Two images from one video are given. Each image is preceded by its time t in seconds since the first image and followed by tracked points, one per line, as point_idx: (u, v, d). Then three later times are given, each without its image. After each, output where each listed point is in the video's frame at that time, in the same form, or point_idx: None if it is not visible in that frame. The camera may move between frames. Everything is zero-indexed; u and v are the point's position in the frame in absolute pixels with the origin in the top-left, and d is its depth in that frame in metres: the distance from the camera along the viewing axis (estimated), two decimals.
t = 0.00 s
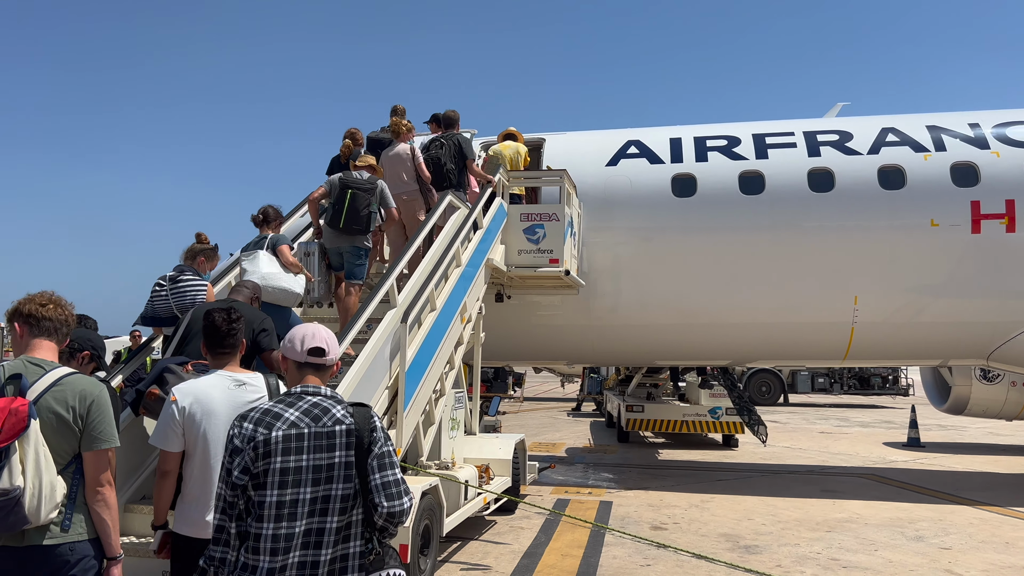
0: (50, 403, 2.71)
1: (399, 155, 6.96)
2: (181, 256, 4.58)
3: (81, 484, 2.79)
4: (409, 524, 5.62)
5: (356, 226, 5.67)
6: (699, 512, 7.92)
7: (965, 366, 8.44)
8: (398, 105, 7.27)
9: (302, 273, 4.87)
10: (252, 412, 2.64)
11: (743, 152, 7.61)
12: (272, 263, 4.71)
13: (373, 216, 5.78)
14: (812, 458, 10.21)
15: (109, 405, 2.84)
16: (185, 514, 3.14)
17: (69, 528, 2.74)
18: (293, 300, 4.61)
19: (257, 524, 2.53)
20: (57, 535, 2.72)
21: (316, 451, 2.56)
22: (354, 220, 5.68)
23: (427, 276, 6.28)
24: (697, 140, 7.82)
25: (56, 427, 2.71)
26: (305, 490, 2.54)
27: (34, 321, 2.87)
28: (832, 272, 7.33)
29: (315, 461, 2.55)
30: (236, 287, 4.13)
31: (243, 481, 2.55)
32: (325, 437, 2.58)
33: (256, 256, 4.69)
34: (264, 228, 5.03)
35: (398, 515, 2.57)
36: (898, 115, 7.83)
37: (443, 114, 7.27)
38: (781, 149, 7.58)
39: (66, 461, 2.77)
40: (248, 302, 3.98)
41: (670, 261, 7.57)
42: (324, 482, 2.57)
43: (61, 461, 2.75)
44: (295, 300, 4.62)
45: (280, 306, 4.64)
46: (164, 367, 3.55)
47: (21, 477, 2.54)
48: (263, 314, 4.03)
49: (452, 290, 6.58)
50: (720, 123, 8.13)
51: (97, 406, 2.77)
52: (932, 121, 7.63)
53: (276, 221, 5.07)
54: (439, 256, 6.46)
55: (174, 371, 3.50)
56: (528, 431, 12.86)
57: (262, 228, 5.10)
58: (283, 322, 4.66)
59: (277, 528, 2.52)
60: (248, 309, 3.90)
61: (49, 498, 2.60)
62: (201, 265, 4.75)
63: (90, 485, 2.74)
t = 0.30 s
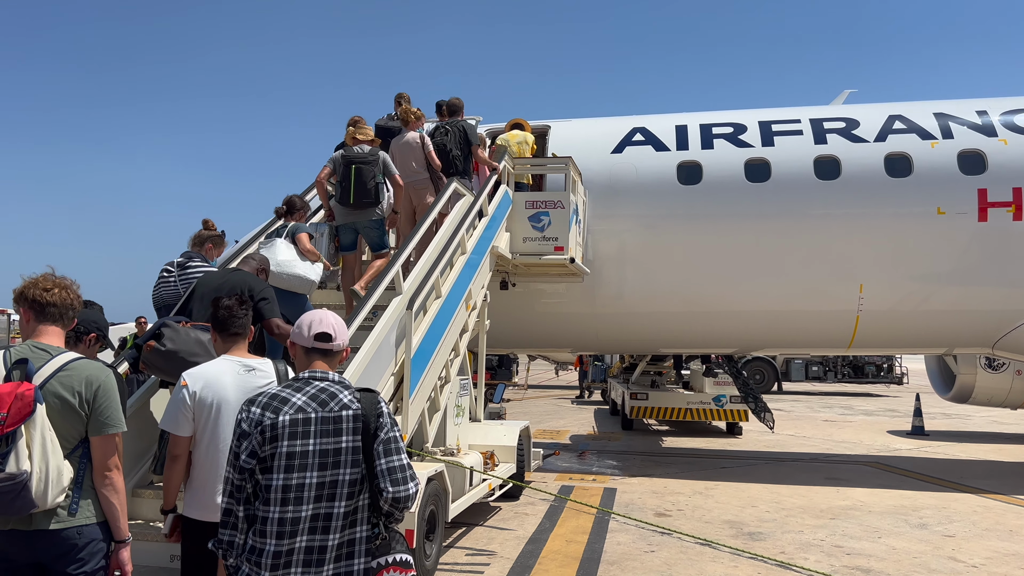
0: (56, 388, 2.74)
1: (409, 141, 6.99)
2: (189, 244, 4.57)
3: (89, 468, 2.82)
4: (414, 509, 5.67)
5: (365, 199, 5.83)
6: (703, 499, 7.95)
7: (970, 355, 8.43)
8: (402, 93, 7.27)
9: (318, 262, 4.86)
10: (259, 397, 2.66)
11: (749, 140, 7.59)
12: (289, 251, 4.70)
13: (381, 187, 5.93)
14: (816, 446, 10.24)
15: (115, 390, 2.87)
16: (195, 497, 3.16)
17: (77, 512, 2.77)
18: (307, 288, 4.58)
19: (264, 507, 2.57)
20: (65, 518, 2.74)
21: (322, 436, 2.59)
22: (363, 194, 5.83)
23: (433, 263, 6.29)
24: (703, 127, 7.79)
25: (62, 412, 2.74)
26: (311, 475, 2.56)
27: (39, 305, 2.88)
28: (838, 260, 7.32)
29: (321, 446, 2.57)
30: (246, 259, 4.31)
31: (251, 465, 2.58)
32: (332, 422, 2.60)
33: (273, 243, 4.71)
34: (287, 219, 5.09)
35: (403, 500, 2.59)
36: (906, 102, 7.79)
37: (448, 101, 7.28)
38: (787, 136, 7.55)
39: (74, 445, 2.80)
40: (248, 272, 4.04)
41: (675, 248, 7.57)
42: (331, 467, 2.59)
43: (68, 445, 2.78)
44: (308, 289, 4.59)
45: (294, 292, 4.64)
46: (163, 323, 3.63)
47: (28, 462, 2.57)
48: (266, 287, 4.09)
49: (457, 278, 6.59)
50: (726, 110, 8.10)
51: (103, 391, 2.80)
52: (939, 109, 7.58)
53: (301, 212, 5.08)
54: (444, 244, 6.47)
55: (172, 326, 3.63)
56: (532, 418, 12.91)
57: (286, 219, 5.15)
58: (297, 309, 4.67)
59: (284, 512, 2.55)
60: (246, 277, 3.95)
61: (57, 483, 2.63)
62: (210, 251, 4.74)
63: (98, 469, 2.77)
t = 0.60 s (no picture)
0: (55, 377, 2.75)
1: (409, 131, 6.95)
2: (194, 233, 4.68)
3: (90, 458, 2.83)
4: (415, 498, 5.70)
5: (367, 188, 5.86)
6: (703, 489, 7.98)
7: (970, 347, 8.43)
8: (404, 82, 7.25)
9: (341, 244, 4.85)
10: (258, 388, 2.68)
11: (750, 130, 7.57)
12: (317, 229, 4.68)
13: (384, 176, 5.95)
14: (815, 436, 10.26)
15: (115, 380, 2.87)
16: (204, 483, 3.19)
17: (79, 501, 2.79)
18: (331, 268, 4.58)
19: (265, 498, 2.59)
20: (66, 507, 2.76)
21: (322, 426, 2.60)
22: (367, 184, 5.87)
23: (433, 254, 6.30)
24: (704, 117, 7.77)
25: (61, 401, 2.75)
26: (311, 466, 2.57)
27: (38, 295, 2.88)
28: (839, 251, 7.32)
29: (321, 437, 2.59)
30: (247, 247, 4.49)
31: (251, 456, 2.60)
32: (331, 413, 2.62)
33: (301, 220, 4.70)
34: (310, 197, 4.98)
35: (403, 490, 2.62)
36: (908, 93, 7.75)
37: (448, 91, 7.25)
38: (788, 127, 7.52)
39: (74, 434, 2.81)
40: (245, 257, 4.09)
41: (675, 239, 7.57)
42: (331, 457, 2.60)
43: (68, 434, 2.79)
44: (334, 269, 4.60)
45: (314, 270, 4.65)
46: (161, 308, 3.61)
47: (26, 452, 2.58)
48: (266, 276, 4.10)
49: (458, 268, 6.59)
50: (728, 101, 8.07)
51: (101, 381, 2.80)
52: (942, 99, 7.55)
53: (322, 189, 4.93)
54: (445, 234, 6.48)
55: (168, 312, 3.62)
56: (533, 408, 12.94)
57: (306, 197, 5.06)
58: (316, 287, 4.68)
59: (285, 503, 2.56)
60: (243, 264, 3.98)
61: (56, 472, 2.64)
62: (216, 242, 4.83)
63: (99, 458, 2.79)
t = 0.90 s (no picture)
0: (52, 368, 2.75)
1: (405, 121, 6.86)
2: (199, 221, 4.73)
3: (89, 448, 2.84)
4: (411, 489, 5.72)
5: (375, 168, 6.16)
6: (699, 480, 8.01)
7: (966, 339, 8.45)
8: (404, 73, 7.23)
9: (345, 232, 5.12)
10: (252, 377, 2.70)
11: (749, 122, 7.56)
12: (330, 216, 4.92)
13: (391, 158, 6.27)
14: (811, 428, 10.29)
15: (113, 370, 2.86)
16: (203, 472, 3.22)
17: (78, 491, 2.79)
18: (339, 257, 4.84)
19: (256, 488, 2.60)
20: (65, 497, 2.76)
21: (313, 416, 2.61)
22: (374, 164, 6.16)
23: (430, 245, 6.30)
24: (702, 109, 7.75)
25: (58, 391, 2.74)
26: (301, 455, 2.58)
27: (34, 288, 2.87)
28: (836, 243, 7.32)
29: (312, 427, 2.60)
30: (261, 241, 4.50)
31: (244, 445, 2.62)
32: (322, 402, 2.62)
33: (317, 205, 4.93)
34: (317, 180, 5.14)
35: (393, 482, 2.60)
36: (907, 85, 7.73)
37: (447, 84, 7.22)
38: (786, 119, 7.51)
39: (73, 425, 2.81)
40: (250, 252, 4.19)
41: (673, 231, 7.57)
42: (321, 448, 2.61)
43: (66, 425, 2.79)
44: (341, 259, 4.87)
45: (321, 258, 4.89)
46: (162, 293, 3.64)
47: (24, 442, 2.58)
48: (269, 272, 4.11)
49: (456, 259, 6.59)
50: (726, 92, 8.05)
51: (98, 371, 2.79)
52: (940, 92, 7.53)
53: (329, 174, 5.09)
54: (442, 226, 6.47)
55: (168, 298, 3.62)
56: (530, 399, 12.96)
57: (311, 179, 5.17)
58: (320, 272, 4.91)
59: (275, 492, 2.57)
60: (250, 259, 4.08)
61: (54, 462, 2.64)
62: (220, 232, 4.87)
63: (96, 448, 2.78)
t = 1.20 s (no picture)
0: (45, 356, 2.74)
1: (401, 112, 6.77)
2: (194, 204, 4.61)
3: (81, 436, 2.84)
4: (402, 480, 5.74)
5: (372, 156, 6.19)
6: (689, 473, 8.04)
7: (955, 334, 8.50)
8: (400, 64, 7.17)
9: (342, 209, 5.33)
10: (242, 365, 2.71)
11: (741, 116, 7.57)
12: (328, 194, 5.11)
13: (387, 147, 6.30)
14: (801, 422, 10.35)
15: (106, 358, 2.87)
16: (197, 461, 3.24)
17: (70, 479, 2.78)
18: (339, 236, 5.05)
19: (245, 475, 2.61)
20: (58, 484, 2.75)
21: (300, 404, 2.61)
22: (370, 152, 6.19)
23: (423, 237, 6.29)
24: (696, 103, 7.75)
25: (51, 379, 2.74)
26: (290, 443, 2.59)
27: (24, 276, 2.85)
28: (828, 238, 7.35)
29: (300, 414, 2.60)
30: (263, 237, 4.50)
31: (233, 433, 2.63)
32: (309, 390, 2.62)
33: (317, 186, 5.02)
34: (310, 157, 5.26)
35: (381, 470, 2.59)
36: (899, 81, 7.75)
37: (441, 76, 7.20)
38: (779, 113, 7.53)
39: (65, 413, 2.81)
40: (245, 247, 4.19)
41: (664, 224, 7.59)
42: (310, 436, 2.61)
43: (59, 413, 2.79)
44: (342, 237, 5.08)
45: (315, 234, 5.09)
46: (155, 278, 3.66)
47: (18, 429, 2.58)
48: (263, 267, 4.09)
49: (448, 251, 6.60)
50: (719, 86, 8.05)
51: (92, 358, 2.80)
52: (932, 88, 7.55)
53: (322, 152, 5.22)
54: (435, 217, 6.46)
55: (163, 283, 3.62)
56: (521, 392, 12.98)
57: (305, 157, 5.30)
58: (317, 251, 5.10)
59: (264, 479, 2.58)
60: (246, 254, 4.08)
61: (48, 449, 2.65)
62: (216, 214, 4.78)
63: (89, 436, 2.78)
